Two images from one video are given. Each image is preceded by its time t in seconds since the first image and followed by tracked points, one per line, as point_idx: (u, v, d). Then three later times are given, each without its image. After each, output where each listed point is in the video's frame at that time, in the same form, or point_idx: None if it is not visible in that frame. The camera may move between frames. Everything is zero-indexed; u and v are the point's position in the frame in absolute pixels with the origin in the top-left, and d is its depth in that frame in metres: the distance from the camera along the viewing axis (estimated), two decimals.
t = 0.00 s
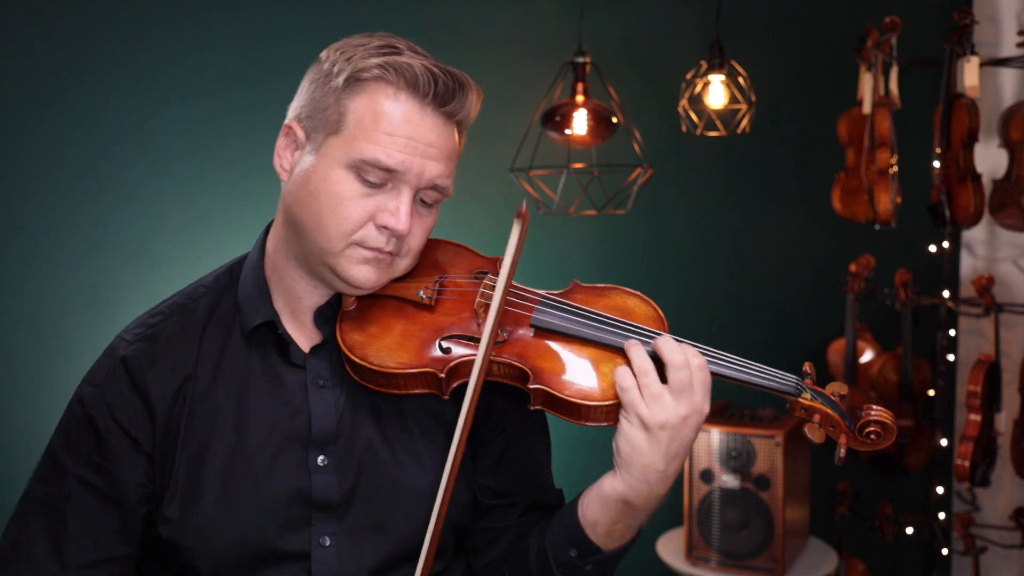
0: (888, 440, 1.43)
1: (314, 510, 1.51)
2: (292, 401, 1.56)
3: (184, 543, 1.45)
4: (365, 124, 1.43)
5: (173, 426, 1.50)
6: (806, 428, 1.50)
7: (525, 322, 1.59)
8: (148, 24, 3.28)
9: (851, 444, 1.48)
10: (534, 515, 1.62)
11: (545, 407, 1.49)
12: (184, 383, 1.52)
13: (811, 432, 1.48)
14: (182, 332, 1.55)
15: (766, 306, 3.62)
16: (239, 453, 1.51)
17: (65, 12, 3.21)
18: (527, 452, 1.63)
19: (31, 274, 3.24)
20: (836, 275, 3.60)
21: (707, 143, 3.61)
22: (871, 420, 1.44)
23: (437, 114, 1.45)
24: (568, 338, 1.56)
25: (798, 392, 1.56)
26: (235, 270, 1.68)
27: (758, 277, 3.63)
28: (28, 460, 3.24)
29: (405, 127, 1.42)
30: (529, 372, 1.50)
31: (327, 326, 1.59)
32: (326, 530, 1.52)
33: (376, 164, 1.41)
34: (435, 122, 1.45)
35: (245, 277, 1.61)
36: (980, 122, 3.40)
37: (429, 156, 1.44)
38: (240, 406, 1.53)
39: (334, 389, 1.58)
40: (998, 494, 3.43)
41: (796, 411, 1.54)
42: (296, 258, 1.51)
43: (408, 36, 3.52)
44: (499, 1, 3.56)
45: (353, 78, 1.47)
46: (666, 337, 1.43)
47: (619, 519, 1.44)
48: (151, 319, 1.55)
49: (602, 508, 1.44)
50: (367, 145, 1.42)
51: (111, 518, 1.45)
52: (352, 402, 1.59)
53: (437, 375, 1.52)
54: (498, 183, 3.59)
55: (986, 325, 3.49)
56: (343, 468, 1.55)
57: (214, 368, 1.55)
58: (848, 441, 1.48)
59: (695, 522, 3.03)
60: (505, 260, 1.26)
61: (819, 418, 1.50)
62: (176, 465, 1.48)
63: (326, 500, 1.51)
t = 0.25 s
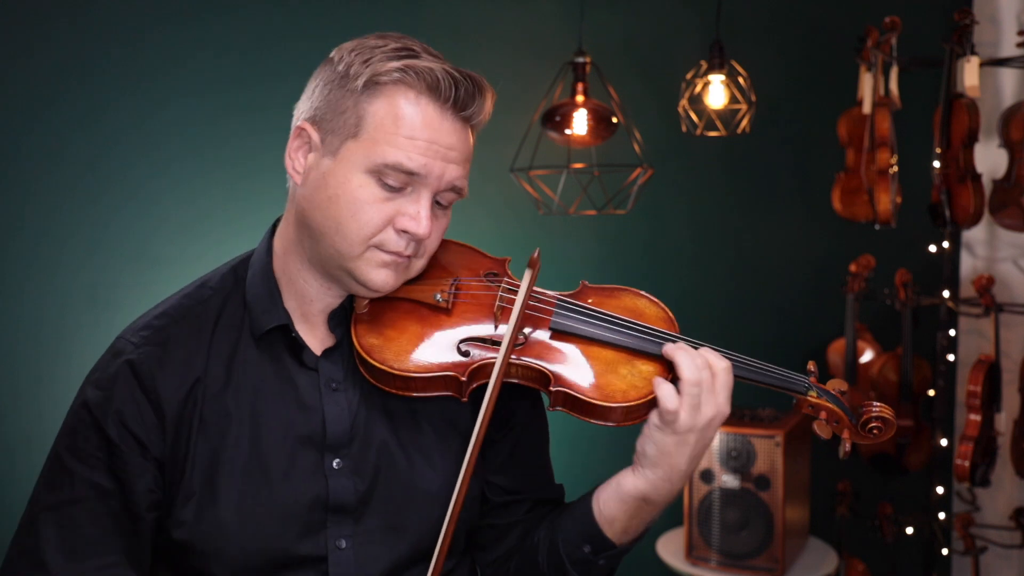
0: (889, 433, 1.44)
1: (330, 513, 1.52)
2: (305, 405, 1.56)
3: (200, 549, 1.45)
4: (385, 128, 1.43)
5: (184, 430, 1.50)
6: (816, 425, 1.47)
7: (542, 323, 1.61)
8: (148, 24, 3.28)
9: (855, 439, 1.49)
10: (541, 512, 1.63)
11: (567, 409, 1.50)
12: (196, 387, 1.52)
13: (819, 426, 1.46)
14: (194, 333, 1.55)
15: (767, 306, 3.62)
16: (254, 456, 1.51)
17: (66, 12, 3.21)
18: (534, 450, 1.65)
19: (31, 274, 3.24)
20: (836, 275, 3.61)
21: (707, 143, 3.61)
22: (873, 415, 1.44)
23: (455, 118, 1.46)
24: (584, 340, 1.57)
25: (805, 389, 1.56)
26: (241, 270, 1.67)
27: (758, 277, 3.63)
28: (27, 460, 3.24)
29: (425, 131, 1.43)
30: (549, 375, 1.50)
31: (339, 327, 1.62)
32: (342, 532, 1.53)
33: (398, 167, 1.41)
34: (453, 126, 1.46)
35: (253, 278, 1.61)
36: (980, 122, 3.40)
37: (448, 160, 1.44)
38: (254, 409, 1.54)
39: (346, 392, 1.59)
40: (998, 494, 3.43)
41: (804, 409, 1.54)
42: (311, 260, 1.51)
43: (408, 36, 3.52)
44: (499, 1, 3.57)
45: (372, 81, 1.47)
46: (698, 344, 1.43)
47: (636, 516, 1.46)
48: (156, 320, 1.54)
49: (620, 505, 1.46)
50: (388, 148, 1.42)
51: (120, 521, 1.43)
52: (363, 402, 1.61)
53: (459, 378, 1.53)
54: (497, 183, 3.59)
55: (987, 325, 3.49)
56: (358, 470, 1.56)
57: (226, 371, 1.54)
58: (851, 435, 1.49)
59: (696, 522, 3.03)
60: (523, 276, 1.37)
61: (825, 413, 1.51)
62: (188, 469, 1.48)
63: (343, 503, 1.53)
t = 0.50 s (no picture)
0: (888, 441, 1.42)
1: (325, 513, 1.52)
2: (302, 405, 1.56)
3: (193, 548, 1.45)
4: (385, 128, 1.43)
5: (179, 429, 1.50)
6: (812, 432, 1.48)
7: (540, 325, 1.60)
8: (148, 24, 3.28)
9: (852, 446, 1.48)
10: (541, 512, 1.63)
11: (562, 412, 1.50)
12: (193, 386, 1.52)
13: (815, 434, 1.46)
14: (191, 333, 1.56)
15: (767, 306, 3.62)
16: (250, 456, 1.51)
17: (66, 12, 3.22)
18: (533, 449, 1.65)
19: (31, 274, 3.24)
20: (837, 275, 3.61)
21: (707, 143, 3.61)
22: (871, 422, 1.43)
23: (455, 118, 1.46)
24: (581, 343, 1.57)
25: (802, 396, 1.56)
26: (239, 270, 1.67)
27: (758, 277, 3.63)
28: (27, 461, 3.25)
29: (424, 131, 1.43)
30: (544, 377, 1.50)
31: (336, 327, 1.61)
32: (338, 533, 1.52)
33: (397, 168, 1.41)
34: (453, 126, 1.46)
35: (251, 278, 1.61)
36: (980, 122, 3.40)
37: (448, 160, 1.44)
38: (251, 408, 1.54)
39: (343, 393, 1.59)
40: (998, 494, 3.43)
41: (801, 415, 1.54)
42: (311, 261, 1.51)
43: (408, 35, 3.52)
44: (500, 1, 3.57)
45: (372, 81, 1.47)
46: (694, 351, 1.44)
47: (643, 525, 1.45)
48: (154, 319, 1.55)
49: (627, 515, 1.45)
50: (387, 149, 1.42)
51: (111, 516, 1.43)
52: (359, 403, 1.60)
53: (454, 380, 1.54)
54: (498, 183, 3.59)
55: (987, 325, 3.49)
56: (355, 471, 1.56)
57: (223, 370, 1.55)
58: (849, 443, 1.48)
59: (696, 522, 3.03)
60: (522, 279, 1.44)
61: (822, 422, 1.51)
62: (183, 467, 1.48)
63: (339, 504, 1.52)
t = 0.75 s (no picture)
0: (891, 436, 1.43)
1: (313, 513, 1.51)
2: (290, 403, 1.55)
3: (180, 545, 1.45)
4: (365, 120, 1.43)
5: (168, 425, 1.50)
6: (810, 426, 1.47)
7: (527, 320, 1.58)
8: (148, 24, 3.28)
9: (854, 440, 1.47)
10: (536, 515, 1.63)
11: (550, 408, 1.48)
12: (182, 383, 1.53)
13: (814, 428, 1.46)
14: (181, 330, 1.57)
15: (767, 306, 3.62)
16: (238, 453, 1.51)
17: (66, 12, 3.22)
18: (526, 451, 1.65)
19: (31, 274, 3.24)
20: (837, 276, 3.60)
21: (708, 143, 3.61)
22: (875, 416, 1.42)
23: (436, 107, 1.46)
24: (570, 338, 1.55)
25: (800, 389, 1.53)
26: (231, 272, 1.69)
27: (758, 277, 3.63)
28: (26, 461, 3.24)
29: (406, 120, 1.42)
30: (531, 372, 1.48)
31: (326, 326, 1.60)
32: (326, 532, 1.51)
33: (379, 158, 1.41)
34: (434, 115, 1.46)
35: (242, 278, 1.62)
36: (980, 122, 3.40)
37: (431, 150, 1.44)
38: (239, 406, 1.54)
39: (332, 391, 1.57)
40: (998, 494, 3.43)
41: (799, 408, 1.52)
42: (298, 257, 1.51)
43: (409, 35, 3.52)
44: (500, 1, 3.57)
45: (351, 74, 1.47)
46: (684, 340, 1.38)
47: (626, 520, 1.45)
48: (146, 318, 1.58)
49: (609, 510, 1.44)
50: (368, 140, 1.42)
51: (105, 507, 1.44)
52: (351, 403, 1.59)
53: (439, 375, 1.50)
54: (498, 183, 3.59)
55: (987, 325, 3.49)
56: (344, 470, 1.55)
57: (212, 368, 1.55)
58: (851, 438, 1.47)
59: (695, 522, 3.04)
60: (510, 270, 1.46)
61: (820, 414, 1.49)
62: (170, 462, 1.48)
63: (325, 504, 1.51)
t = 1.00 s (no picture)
0: (891, 426, 1.38)
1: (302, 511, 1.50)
2: (281, 403, 1.55)
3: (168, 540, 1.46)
4: (346, 116, 1.43)
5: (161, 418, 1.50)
6: (805, 416, 1.44)
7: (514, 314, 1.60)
8: (148, 25, 3.28)
9: (852, 431, 1.43)
10: (535, 515, 1.61)
11: (536, 402, 1.48)
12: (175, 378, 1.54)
13: (808, 419, 1.42)
14: (175, 327, 1.59)
15: (767, 306, 3.62)
16: (228, 451, 1.52)
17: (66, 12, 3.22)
18: (520, 449, 1.64)
19: (32, 275, 3.25)
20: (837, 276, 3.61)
21: (708, 143, 3.61)
22: (873, 404, 1.38)
23: (419, 102, 1.46)
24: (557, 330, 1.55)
25: (794, 378, 1.51)
26: (225, 273, 1.70)
27: (759, 278, 3.63)
28: (27, 461, 3.24)
29: (386, 116, 1.43)
30: (517, 366, 1.48)
31: (316, 325, 1.59)
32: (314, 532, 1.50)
33: (359, 155, 1.41)
34: (417, 110, 1.45)
35: (236, 277, 1.63)
36: (980, 122, 3.40)
37: (413, 145, 1.44)
38: (229, 403, 1.54)
39: (323, 390, 1.57)
40: (998, 494, 3.43)
41: (795, 398, 1.49)
42: (286, 257, 1.52)
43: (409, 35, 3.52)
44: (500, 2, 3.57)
45: (333, 72, 1.48)
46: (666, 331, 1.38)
47: (618, 516, 1.42)
48: (142, 315, 1.61)
49: (599, 505, 1.42)
50: (349, 137, 1.42)
51: (103, 481, 1.44)
52: (345, 403, 1.59)
53: (424, 370, 1.49)
54: (499, 184, 3.59)
55: (986, 325, 3.49)
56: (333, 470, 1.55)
57: (205, 364, 1.56)
58: (850, 428, 1.43)
59: (695, 522, 3.04)
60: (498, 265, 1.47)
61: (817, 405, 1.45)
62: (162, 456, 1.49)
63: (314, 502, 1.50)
